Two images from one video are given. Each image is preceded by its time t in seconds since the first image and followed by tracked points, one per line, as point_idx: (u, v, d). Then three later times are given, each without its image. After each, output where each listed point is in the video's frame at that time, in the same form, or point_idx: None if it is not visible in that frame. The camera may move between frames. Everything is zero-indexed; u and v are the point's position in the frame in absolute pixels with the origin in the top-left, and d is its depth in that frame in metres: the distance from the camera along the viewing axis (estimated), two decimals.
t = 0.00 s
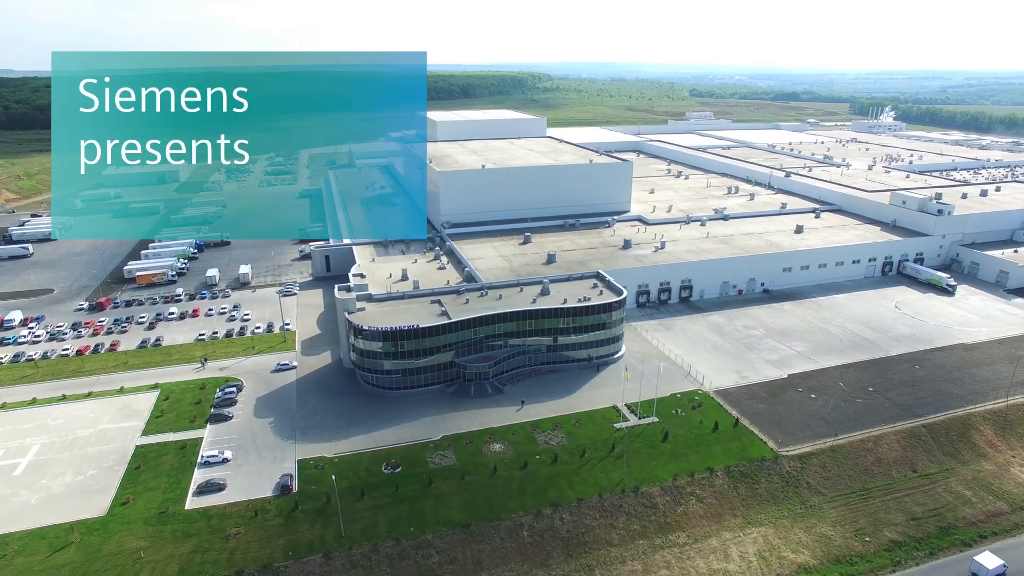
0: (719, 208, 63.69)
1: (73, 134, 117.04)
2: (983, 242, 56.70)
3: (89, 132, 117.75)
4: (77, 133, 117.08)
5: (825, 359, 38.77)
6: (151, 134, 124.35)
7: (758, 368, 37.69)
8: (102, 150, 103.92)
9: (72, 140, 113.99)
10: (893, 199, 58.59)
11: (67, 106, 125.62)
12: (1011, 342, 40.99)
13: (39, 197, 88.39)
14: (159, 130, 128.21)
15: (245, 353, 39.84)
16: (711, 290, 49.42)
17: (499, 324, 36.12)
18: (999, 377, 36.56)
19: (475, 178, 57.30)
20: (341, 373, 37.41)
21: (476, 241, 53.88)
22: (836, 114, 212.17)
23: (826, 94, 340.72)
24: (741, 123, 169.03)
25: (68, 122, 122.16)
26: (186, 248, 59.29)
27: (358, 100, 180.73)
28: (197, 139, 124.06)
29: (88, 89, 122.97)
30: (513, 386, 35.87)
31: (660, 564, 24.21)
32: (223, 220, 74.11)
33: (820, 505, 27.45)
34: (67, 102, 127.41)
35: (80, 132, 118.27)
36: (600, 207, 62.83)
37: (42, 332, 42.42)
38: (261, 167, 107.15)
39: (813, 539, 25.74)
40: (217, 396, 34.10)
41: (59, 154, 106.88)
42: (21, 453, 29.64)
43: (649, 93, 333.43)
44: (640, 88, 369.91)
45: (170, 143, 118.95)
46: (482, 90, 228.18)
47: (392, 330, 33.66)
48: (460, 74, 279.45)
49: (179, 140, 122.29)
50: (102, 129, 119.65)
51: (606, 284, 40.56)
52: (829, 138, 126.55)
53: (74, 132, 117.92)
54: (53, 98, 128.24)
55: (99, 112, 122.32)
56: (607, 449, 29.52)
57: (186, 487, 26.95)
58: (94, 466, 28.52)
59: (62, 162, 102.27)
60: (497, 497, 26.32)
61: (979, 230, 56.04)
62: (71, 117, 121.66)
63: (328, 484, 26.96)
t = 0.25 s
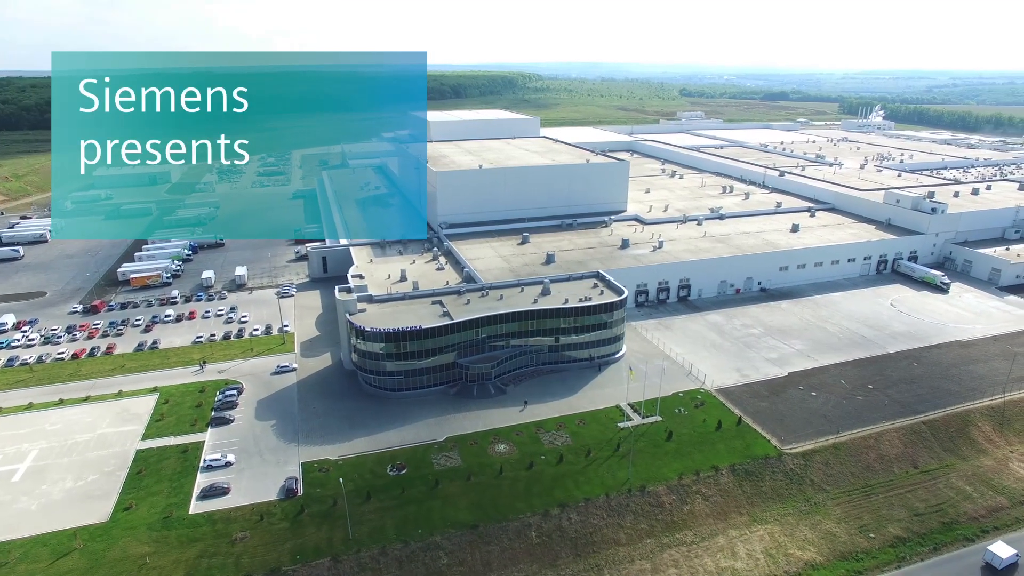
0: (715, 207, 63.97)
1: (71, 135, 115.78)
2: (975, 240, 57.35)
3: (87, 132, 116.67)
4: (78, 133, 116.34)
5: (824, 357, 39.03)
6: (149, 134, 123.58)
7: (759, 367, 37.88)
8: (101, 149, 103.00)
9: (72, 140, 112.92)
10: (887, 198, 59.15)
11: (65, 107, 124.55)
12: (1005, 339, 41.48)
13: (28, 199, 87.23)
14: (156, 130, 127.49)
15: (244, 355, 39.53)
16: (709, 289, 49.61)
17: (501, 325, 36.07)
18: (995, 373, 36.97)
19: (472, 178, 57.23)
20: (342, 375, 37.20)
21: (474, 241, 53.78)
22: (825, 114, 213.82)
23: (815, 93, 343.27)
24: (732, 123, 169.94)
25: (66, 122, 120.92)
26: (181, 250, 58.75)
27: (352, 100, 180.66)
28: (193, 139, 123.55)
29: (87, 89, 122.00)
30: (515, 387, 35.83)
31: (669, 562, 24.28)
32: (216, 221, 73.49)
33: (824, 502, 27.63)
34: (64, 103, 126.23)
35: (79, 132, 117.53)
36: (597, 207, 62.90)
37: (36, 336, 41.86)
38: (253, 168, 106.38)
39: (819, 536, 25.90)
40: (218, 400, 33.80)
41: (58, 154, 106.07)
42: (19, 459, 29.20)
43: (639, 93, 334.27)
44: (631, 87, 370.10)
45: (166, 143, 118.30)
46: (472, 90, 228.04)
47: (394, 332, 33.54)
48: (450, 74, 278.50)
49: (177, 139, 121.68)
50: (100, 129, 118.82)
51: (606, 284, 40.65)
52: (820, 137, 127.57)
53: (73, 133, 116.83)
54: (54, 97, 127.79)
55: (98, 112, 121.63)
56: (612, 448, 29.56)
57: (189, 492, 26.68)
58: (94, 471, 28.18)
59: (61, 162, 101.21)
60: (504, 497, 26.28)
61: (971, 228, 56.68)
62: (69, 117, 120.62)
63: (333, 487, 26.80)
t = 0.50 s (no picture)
0: (709, 206, 64.27)
1: (71, 135, 115.33)
2: (966, 238, 58.07)
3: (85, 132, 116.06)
4: (78, 133, 115.82)
5: (822, 355, 39.34)
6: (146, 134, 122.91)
7: (759, 365, 38.11)
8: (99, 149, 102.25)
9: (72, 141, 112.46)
10: (879, 197, 59.72)
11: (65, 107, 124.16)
12: (999, 336, 42.03)
13: (15, 201, 85.95)
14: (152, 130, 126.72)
15: (243, 357, 39.19)
16: (706, 288, 49.85)
17: (503, 325, 36.02)
18: (990, 369, 37.46)
19: (468, 178, 57.13)
20: (343, 376, 36.99)
21: (471, 242, 53.67)
22: (813, 114, 215.50)
23: (803, 93, 346.03)
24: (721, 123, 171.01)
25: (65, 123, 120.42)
26: (174, 252, 58.12)
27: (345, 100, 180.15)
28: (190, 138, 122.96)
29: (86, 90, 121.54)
30: (517, 387, 35.79)
31: (677, 561, 24.36)
32: (208, 222, 72.77)
33: (828, 499, 27.85)
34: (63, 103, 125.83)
35: (79, 132, 116.93)
36: (593, 207, 62.98)
37: (29, 340, 41.23)
38: (245, 169, 105.53)
39: (824, 533, 26.09)
40: (218, 403, 33.49)
41: (58, 154, 105.49)
42: (17, 465, 28.75)
43: (628, 92, 335.09)
44: (619, 88, 370.79)
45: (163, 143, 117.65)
46: (462, 90, 227.79)
47: (396, 333, 33.41)
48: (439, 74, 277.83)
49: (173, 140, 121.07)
50: (99, 129, 118.20)
51: (606, 283, 40.74)
52: (810, 137, 128.60)
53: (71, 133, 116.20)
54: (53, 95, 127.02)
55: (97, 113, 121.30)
56: (617, 448, 29.60)
57: (193, 496, 26.40)
58: (95, 476, 27.82)
59: (60, 163, 100.56)
60: (511, 498, 26.23)
61: (962, 226, 57.37)
62: (68, 118, 119.91)
63: (339, 490, 26.62)
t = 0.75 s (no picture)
0: (703, 206, 64.66)
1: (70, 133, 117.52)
2: (955, 236, 58.93)
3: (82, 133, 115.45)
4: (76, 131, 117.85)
5: (819, 352, 39.73)
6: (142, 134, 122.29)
7: (758, 363, 38.39)
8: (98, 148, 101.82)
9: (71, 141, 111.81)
10: (870, 196, 60.46)
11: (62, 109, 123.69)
12: (990, 332, 42.70)
13: None
14: (148, 130, 126.00)
15: (240, 360, 38.81)
16: (702, 287, 50.13)
17: (504, 325, 35.97)
18: (984, 365, 38.05)
19: (463, 179, 57.03)
20: (343, 378, 36.71)
21: (467, 242, 53.57)
22: (798, 113, 217.69)
23: (787, 92, 349.37)
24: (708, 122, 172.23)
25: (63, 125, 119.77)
26: (165, 254, 57.43)
27: (335, 100, 179.52)
28: (185, 138, 122.73)
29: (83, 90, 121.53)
30: (519, 387, 35.76)
31: (685, 559, 24.48)
32: (199, 224, 71.97)
33: (830, 495, 28.12)
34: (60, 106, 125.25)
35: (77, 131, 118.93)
36: (587, 207, 63.11)
37: (20, 345, 40.53)
38: (232, 169, 104.33)
39: (828, 529, 26.33)
40: (217, 406, 33.09)
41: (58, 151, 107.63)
42: (13, 472, 28.21)
43: (615, 92, 336.13)
44: (606, 87, 371.72)
45: (159, 144, 117.16)
46: (449, 91, 227.47)
47: (398, 334, 33.23)
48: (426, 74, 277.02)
49: (168, 139, 120.94)
50: (95, 130, 117.52)
51: (605, 283, 40.83)
52: (797, 136, 129.81)
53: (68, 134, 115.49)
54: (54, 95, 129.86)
55: (95, 113, 120.91)
56: (621, 447, 29.67)
57: (195, 502, 26.06)
58: (94, 483, 27.37)
59: (58, 163, 99.93)
60: (518, 499, 26.20)
61: (951, 224, 58.21)
62: (66, 119, 119.21)
63: (344, 493, 26.41)
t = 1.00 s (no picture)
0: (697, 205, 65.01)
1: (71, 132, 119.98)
2: (946, 234, 59.69)
3: (84, 135, 115.98)
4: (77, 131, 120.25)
5: (817, 350, 40.07)
6: (142, 136, 122.47)
7: (756, 361, 38.65)
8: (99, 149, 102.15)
9: (72, 142, 111.91)
10: (862, 194, 61.11)
11: (63, 111, 125.00)
12: (983, 328, 43.28)
13: None
14: (147, 131, 126.30)
15: (238, 362, 38.48)
16: (698, 286, 50.39)
17: (505, 326, 35.93)
18: (978, 361, 38.56)
19: (459, 179, 56.93)
20: (343, 381, 36.46)
21: (464, 242, 53.47)
22: (786, 112, 219.49)
23: (774, 92, 352.02)
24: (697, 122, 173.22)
25: (64, 128, 120.02)
26: (158, 256, 56.85)
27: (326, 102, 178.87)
28: (183, 137, 123.98)
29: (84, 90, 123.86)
30: (521, 387, 35.74)
31: (692, 557, 24.59)
32: (190, 225, 71.26)
33: (833, 492, 28.37)
34: (61, 109, 125.40)
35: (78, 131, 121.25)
36: (582, 207, 63.23)
37: (12, 349, 39.93)
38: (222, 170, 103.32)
39: (832, 525, 26.56)
40: (216, 410, 32.77)
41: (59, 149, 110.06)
42: (10, 479, 27.75)
43: (604, 92, 336.91)
44: (594, 87, 372.35)
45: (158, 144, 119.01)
46: (438, 91, 227.03)
47: (400, 335, 33.09)
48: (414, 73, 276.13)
49: (166, 139, 122.57)
50: (95, 129, 119.89)
51: (604, 282, 40.90)
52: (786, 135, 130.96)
53: (69, 136, 115.59)
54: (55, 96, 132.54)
55: (94, 113, 123.50)
56: (625, 446, 29.73)
57: (199, 507, 25.78)
58: (94, 489, 27.00)
59: (57, 163, 100.75)
60: (525, 499, 26.17)
61: (942, 222, 58.94)
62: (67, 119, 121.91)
63: (350, 496, 26.24)
